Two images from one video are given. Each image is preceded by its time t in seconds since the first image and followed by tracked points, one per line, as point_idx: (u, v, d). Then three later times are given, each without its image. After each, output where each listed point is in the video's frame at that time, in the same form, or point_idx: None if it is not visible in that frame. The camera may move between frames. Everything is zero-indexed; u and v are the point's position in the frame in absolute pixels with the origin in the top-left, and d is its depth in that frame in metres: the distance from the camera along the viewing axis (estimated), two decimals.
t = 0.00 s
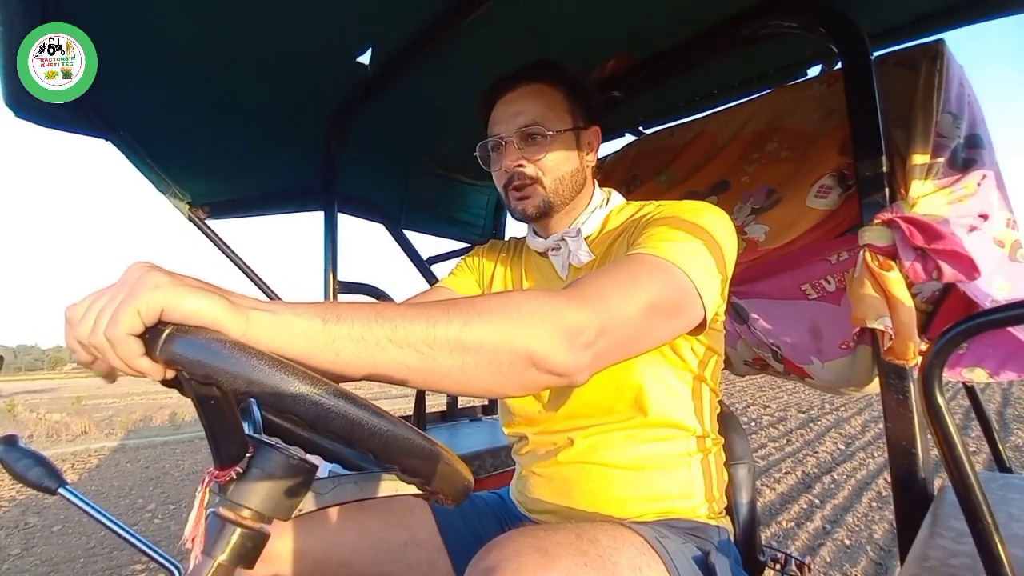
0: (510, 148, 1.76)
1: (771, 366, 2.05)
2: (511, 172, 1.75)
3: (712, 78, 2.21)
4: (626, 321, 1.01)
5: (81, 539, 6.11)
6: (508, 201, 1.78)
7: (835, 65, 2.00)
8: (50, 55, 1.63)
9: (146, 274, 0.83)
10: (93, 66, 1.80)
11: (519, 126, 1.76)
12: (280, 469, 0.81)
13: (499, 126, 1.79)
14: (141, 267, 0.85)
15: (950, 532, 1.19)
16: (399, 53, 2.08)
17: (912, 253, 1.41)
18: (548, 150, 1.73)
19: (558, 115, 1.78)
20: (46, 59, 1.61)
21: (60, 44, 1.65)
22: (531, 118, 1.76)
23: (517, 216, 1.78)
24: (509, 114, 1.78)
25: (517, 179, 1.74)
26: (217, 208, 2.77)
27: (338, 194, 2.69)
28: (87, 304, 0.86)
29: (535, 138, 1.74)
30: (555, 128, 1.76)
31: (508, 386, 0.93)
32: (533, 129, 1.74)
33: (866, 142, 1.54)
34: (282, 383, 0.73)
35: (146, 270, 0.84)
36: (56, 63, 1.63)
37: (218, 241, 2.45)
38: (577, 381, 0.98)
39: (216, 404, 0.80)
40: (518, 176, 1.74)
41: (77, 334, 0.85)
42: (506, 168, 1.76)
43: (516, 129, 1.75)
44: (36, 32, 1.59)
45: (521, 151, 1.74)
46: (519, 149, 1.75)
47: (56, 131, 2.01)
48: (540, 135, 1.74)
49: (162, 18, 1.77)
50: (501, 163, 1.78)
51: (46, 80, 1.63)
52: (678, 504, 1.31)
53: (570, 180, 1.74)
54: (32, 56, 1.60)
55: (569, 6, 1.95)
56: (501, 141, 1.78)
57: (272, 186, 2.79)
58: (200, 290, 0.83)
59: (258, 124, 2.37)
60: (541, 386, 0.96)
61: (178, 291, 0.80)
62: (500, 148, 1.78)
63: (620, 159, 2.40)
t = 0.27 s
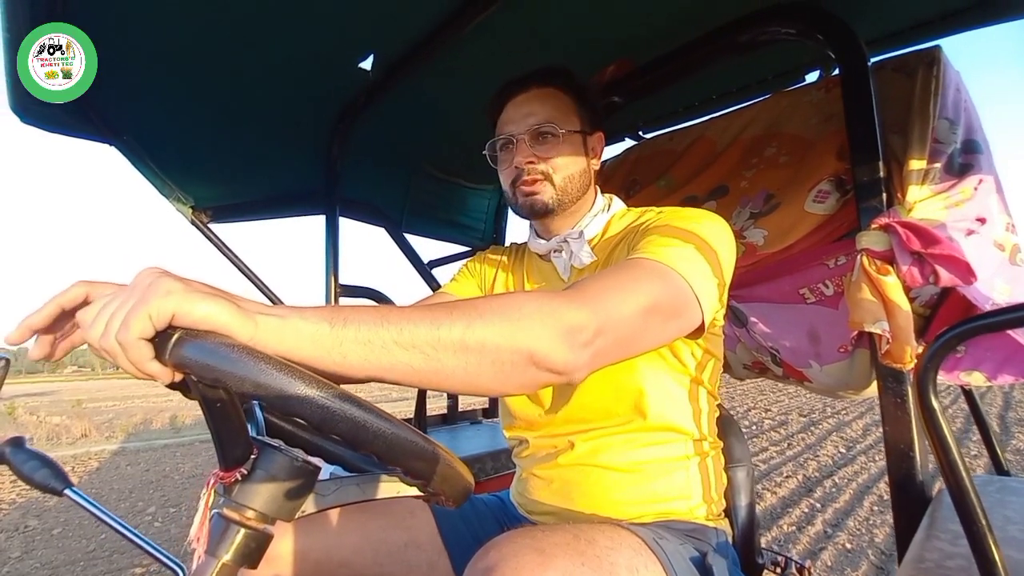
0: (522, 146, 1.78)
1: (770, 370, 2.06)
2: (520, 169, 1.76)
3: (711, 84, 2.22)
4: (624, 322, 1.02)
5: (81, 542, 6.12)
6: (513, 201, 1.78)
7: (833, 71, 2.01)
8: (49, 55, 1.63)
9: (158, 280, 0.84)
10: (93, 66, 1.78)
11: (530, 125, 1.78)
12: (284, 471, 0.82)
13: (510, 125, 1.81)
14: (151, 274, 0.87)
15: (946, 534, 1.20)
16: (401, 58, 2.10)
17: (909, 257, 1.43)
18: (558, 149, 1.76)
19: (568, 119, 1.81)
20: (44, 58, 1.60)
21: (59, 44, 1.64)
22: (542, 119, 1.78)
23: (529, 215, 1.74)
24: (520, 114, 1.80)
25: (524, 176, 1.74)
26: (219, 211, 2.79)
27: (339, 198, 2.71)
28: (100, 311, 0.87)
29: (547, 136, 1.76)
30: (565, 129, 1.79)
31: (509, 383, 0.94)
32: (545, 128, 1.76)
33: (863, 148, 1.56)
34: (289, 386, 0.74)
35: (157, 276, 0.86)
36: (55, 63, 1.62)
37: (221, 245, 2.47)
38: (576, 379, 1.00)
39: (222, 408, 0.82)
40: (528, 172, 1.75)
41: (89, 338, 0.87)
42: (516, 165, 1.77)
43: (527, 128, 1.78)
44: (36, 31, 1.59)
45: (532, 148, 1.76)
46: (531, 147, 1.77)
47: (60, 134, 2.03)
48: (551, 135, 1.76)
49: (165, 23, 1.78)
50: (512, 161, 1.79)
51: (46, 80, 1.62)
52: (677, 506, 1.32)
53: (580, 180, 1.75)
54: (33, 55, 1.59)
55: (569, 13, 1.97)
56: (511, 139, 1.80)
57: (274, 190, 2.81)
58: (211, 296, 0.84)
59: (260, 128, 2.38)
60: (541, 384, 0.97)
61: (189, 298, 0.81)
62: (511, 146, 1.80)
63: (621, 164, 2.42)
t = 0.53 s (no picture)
0: (518, 149, 1.77)
1: (771, 371, 2.06)
2: (518, 172, 1.76)
3: (712, 84, 2.22)
4: (621, 321, 1.02)
5: (81, 542, 6.11)
6: (511, 204, 1.77)
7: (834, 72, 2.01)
8: (49, 54, 1.63)
9: (152, 277, 0.84)
10: (93, 66, 1.78)
11: (526, 128, 1.77)
12: (285, 471, 0.83)
13: (506, 127, 1.81)
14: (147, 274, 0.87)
15: (948, 536, 1.20)
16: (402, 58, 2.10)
17: (911, 258, 1.43)
18: (554, 152, 1.75)
19: (562, 120, 1.80)
20: (44, 58, 1.61)
21: (60, 44, 1.65)
22: (538, 120, 1.78)
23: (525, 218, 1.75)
24: (515, 117, 1.79)
25: (523, 179, 1.74)
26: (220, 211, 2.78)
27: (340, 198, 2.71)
28: (93, 311, 0.87)
29: (542, 138, 1.76)
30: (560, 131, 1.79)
31: (505, 381, 0.94)
32: (541, 129, 1.76)
33: (865, 149, 1.55)
34: (279, 382, 0.74)
35: (151, 274, 0.86)
36: (55, 63, 1.63)
37: (222, 245, 2.47)
38: (574, 378, 1.00)
39: (220, 407, 0.82)
40: (524, 175, 1.75)
41: (86, 337, 0.86)
42: (512, 167, 1.77)
43: (523, 130, 1.77)
44: (36, 31, 1.59)
45: (528, 151, 1.76)
46: (527, 150, 1.76)
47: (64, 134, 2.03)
48: (548, 137, 1.76)
49: (166, 22, 1.78)
50: (509, 163, 1.78)
51: (46, 80, 1.63)
52: (678, 507, 1.32)
53: (576, 183, 1.76)
54: (33, 55, 1.60)
55: (570, 13, 1.96)
56: (507, 141, 1.79)
57: (275, 190, 2.81)
58: (203, 293, 0.84)
59: (261, 128, 2.38)
60: (540, 384, 0.97)
61: (182, 294, 0.81)
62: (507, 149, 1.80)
63: (621, 165, 2.42)
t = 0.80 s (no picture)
0: (538, 157, 1.77)
1: (779, 381, 2.06)
2: (539, 180, 1.75)
3: (718, 93, 2.22)
4: (630, 326, 1.02)
5: (83, 548, 6.10)
6: (529, 214, 1.76)
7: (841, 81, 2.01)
8: (49, 55, 1.56)
9: (158, 282, 0.86)
10: (92, 66, 1.71)
11: (546, 137, 1.78)
12: (301, 478, 0.83)
13: (523, 135, 1.80)
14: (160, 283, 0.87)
15: (962, 549, 1.19)
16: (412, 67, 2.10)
17: (921, 269, 1.42)
18: (575, 162, 1.77)
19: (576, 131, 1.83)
20: (44, 58, 1.53)
21: (60, 44, 1.57)
22: (556, 130, 1.79)
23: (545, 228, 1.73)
24: (535, 124, 1.80)
25: (543, 188, 1.74)
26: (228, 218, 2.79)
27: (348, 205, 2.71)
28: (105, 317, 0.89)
29: (561, 147, 1.78)
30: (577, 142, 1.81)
31: (506, 388, 0.94)
32: (561, 139, 1.78)
33: (873, 159, 1.56)
34: (276, 380, 0.74)
35: (162, 279, 0.87)
36: (56, 64, 1.55)
37: (231, 252, 2.47)
38: (580, 388, 0.99)
39: (229, 411, 0.82)
40: (545, 185, 1.74)
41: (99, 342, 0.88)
42: (532, 176, 1.77)
43: (543, 139, 1.78)
44: (35, 31, 1.53)
45: (551, 159, 1.76)
46: (548, 158, 1.77)
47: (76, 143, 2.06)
48: (567, 147, 1.78)
49: (178, 30, 1.78)
50: (528, 173, 1.78)
51: (46, 80, 1.55)
52: (690, 520, 1.32)
53: (592, 192, 1.77)
54: (32, 55, 1.51)
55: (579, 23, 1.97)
56: (525, 149, 1.79)
57: (283, 198, 2.82)
58: (208, 296, 0.85)
59: (270, 136, 2.38)
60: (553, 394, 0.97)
61: (184, 298, 0.82)
62: (524, 157, 1.79)
63: (629, 172, 2.43)
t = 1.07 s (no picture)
0: (560, 170, 1.80)
1: (779, 389, 2.07)
2: (562, 194, 1.78)
3: (718, 103, 2.24)
4: (637, 345, 1.04)
5: (84, 550, 6.12)
6: (550, 227, 1.79)
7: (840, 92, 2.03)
8: (49, 54, 1.57)
9: (183, 300, 0.87)
10: (93, 66, 1.71)
11: (569, 150, 1.81)
12: (305, 485, 0.85)
13: (546, 147, 1.82)
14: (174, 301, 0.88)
15: (956, 557, 1.21)
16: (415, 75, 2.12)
17: (918, 280, 1.45)
18: (596, 177, 1.80)
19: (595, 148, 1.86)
20: (45, 58, 1.55)
21: (59, 44, 1.58)
22: (579, 144, 1.82)
23: (567, 241, 1.77)
24: (558, 137, 1.82)
25: (566, 202, 1.77)
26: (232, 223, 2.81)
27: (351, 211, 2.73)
28: (129, 332, 0.89)
29: (583, 162, 1.81)
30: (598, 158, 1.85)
31: (518, 407, 0.96)
32: (584, 154, 1.81)
33: (871, 171, 1.58)
34: (304, 403, 0.76)
35: (183, 296, 0.88)
36: (56, 63, 1.57)
37: (235, 256, 2.49)
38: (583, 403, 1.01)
39: (244, 425, 0.84)
40: (569, 199, 1.77)
41: (120, 356, 0.89)
42: (554, 189, 1.80)
43: (565, 153, 1.80)
44: (35, 31, 1.53)
45: (573, 174, 1.79)
46: (570, 172, 1.80)
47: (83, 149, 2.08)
48: (588, 162, 1.81)
49: (183, 37, 1.80)
50: (549, 186, 1.81)
51: (46, 79, 1.58)
52: (689, 528, 1.33)
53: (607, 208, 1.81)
54: (33, 55, 1.52)
55: (581, 34, 1.99)
56: (547, 162, 1.81)
57: (286, 204, 2.84)
58: (232, 315, 0.87)
59: (274, 142, 2.40)
60: (554, 407, 0.99)
61: (212, 316, 0.83)
62: (545, 170, 1.82)
63: (630, 180, 2.45)
